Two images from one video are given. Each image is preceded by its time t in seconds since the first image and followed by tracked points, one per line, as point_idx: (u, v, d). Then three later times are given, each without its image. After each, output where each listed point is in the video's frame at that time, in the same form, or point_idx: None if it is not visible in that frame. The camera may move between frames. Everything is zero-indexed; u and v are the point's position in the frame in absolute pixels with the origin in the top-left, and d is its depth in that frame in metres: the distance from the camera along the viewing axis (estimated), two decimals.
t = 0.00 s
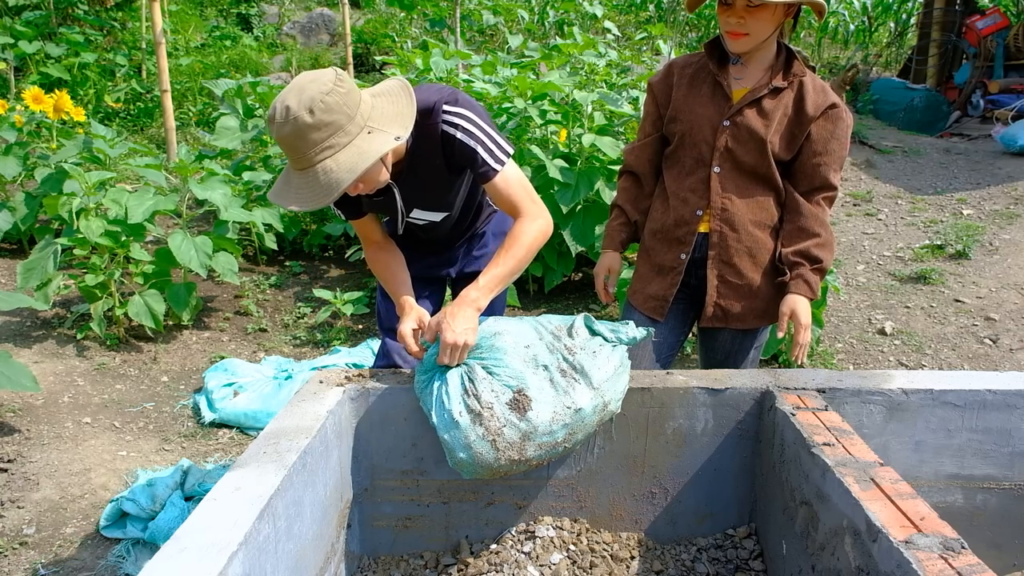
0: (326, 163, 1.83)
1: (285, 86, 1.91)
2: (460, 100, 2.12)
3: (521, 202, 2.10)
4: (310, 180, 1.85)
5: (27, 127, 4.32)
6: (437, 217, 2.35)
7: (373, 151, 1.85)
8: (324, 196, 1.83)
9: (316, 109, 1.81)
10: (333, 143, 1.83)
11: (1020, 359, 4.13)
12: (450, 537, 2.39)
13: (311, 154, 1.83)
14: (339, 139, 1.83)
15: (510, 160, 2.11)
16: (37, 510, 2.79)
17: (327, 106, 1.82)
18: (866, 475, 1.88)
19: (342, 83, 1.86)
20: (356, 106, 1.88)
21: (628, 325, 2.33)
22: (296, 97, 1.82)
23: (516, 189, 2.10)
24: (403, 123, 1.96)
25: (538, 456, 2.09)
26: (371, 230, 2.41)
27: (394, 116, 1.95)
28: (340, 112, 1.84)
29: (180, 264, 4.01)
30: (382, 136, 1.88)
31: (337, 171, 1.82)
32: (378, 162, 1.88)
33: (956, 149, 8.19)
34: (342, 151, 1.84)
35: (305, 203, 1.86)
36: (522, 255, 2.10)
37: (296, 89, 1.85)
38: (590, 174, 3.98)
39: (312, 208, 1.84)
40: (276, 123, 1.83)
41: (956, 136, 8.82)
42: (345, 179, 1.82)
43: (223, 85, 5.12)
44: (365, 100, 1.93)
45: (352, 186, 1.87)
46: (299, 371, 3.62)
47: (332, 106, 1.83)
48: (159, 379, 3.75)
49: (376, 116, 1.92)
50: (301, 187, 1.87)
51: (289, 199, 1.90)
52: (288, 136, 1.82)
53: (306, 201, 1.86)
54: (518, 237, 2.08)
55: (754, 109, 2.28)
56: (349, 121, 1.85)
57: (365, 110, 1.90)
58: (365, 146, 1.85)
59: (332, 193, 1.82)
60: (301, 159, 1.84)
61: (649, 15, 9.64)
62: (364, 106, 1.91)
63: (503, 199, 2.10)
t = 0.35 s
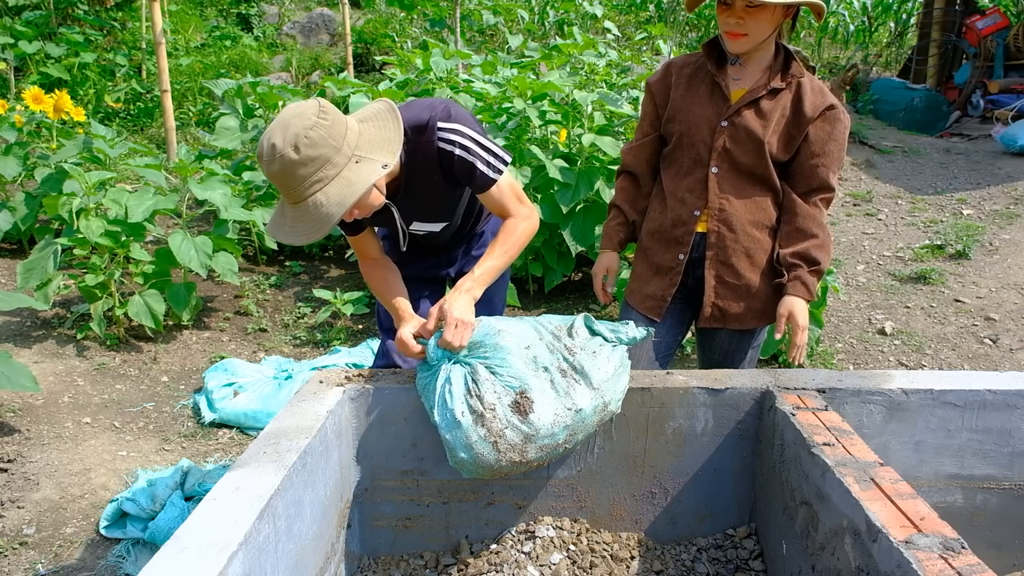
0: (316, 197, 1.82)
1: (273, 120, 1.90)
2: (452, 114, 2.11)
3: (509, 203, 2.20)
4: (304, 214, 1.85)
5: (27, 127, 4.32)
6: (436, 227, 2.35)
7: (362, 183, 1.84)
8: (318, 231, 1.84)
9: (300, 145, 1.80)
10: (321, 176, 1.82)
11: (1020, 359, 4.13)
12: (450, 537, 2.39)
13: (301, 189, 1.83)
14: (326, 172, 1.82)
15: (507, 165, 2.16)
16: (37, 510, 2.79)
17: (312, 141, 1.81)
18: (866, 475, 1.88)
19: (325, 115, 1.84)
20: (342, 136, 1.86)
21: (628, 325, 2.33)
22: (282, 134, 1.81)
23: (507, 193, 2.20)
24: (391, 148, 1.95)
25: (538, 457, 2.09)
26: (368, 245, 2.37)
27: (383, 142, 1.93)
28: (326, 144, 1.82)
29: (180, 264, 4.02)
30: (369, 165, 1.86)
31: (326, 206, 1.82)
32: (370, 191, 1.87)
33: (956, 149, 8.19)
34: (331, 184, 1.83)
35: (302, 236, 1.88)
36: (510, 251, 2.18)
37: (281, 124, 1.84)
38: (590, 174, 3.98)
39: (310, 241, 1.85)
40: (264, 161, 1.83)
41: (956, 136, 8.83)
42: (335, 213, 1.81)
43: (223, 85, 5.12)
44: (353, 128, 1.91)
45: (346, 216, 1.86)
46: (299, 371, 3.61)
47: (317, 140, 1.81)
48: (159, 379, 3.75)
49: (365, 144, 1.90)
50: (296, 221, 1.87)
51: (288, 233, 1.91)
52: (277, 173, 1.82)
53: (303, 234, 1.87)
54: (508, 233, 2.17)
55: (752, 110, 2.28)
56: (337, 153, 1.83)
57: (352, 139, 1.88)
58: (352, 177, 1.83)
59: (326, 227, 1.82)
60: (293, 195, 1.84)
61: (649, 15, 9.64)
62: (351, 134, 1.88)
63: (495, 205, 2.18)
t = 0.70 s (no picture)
0: (324, 209, 1.81)
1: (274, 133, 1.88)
2: (452, 124, 2.13)
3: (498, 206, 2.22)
4: (312, 227, 1.84)
5: (27, 127, 4.31)
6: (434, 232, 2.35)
7: (370, 193, 1.83)
8: (328, 243, 1.83)
9: (306, 157, 1.78)
10: (328, 188, 1.81)
11: (1020, 359, 4.13)
12: (450, 537, 2.39)
13: (308, 203, 1.81)
14: (333, 184, 1.81)
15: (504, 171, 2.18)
16: (37, 510, 2.79)
17: (317, 153, 1.80)
18: (866, 475, 1.88)
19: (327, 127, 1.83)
20: (345, 148, 1.85)
21: (628, 325, 2.33)
22: (286, 147, 1.80)
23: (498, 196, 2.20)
24: (394, 157, 1.94)
25: (538, 458, 2.09)
26: (359, 255, 2.30)
27: (387, 151, 1.93)
28: (331, 156, 1.81)
29: (180, 264, 4.02)
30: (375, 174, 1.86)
31: (336, 218, 1.81)
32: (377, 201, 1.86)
33: (956, 149, 8.19)
34: (339, 196, 1.82)
35: (310, 251, 1.87)
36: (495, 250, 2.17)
37: (284, 138, 1.82)
38: (590, 174, 3.98)
39: (320, 254, 1.85)
40: (269, 176, 1.81)
41: (956, 136, 8.82)
42: (345, 224, 1.81)
43: (223, 85, 5.12)
44: (354, 139, 1.90)
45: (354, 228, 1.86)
46: (300, 371, 3.61)
47: (322, 152, 1.80)
48: (159, 379, 3.75)
49: (368, 154, 1.90)
50: (303, 234, 1.86)
51: (293, 247, 1.90)
52: (283, 188, 1.81)
53: (310, 249, 1.86)
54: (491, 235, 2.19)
55: (750, 109, 2.28)
56: (342, 164, 1.82)
57: (355, 150, 1.87)
58: (360, 187, 1.83)
59: (336, 240, 1.82)
60: (300, 208, 1.83)
61: (649, 15, 9.63)
62: (354, 145, 1.87)
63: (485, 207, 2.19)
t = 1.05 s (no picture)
0: (337, 219, 1.80)
1: (276, 144, 1.84)
2: (453, 133, 2.09)
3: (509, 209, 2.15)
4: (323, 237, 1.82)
5: (27, 127, 4.31)
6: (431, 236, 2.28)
7: (383, 202, 1.83)
8: (342, 252, 1.82)
9: (319, 167, 1.76)
10: (340, 198, 1.80)
11: (1020, 359, 4.13)
12: (450, 537, 2.39)
13: (320, 213, 1.79)
14: (345, 193, 1.80)
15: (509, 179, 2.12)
16: (36, 510, 2.78)
17: (329, 162, 1.77)
18: (866, 475, 1.88)
19: (336, 136, 1.82)
20: (355, 156, 1.83)
21: (628, 325, 2.33)
22: (297, 157, 1.76)
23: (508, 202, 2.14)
24: (403, 163, 1.93)
25: (537, 460, 2.09)
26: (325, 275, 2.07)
27: (394, 159, 1.92)
28: (342, 165, 1.79)
29: (180, 264, 4.02)
30: (386, 182, 1.86)
31: (350, 227, 1.80)
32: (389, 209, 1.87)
33: (956, 149, 8.19)
34: (351, 205, 1.81)
35: (322, 261, 1.85)
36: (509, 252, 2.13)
37: (293, 148, 1.78)
38: (590, 174, 3.98)
39: (334, 263, 1.84)
40: (278, 187, 1.77)
41: (956, 136, 8.83)
42: (361, 233, 1.80)
43: (223, 85, 5.12)
44: (361, 147, 1.88)
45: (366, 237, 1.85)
46: (300, 371, 3.61)
47: (334, 161, 1.78)
48: (159, 379, 3.75)
49: (377, 162, 1.89)
50: (315, 245, 1.84)
51: (302, 258, 1.87)
52: (295, 198, 1.77)
53: (322, 259, 1.85)
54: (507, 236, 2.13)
55: (748, 106, 2.28)
56: (353, 173, 1.81)
57: (364, 159, 1.86)
58: (373, 196, 1.83)
59: (353, 248, 1.81)
60: (311, 218, 1.81)
61: (649, 15, 9.63)
62: (362, 154, 1.87)
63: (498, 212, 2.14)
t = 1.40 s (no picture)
0: (361, 211, 1.78)
1: (292, 140, 1.80)
2: (456, 134, 2.07)
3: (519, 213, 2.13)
4: (345, 231, 1.79)
5: (27, 127, 4.31)
6: (426, 237, 2.27)
7: (406, 194, 1.83)
8: (366, 244, 1.79)
9: (345, 158, 1.74)
10: (364, 190, 1.78)
11: (1020, 359, 4.12)
12: (450, 537, 2.39)
13: (343, 206, 1.77)
14: (369, 186, 1.79)
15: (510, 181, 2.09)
16: (37, 510, 2.79)
17: (354, 154, 1.76)
18: (866, 475, 1.88)
19: (356, 131, 1.81)
20: (374, 150, 1.83)
21: (628, 325, 2.33)
22: (321, 148, 1.74)
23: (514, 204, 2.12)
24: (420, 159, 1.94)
25: (538, 460, 2.10)
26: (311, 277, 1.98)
27: (410, 155, 1.92)
28: (365, 158, 1.79)
29: (180, 264, 4.02)
30: (407, 176, 1.86)
31: (376, 219, 1.79)
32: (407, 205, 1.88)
33: (956, 149, 8.19)
34: (375, 198, 1.80)
35: (335, 259, 1.79)
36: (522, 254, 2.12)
37: (314, 141, 1.76)
38: (590, 174, 3.98)
39: (351, 260, 1.78)
40: (302, 179, 1.73)
41: (956, 136, 8.83)
42: (387, 225, 1.80)
43: (223, 85, 5.12)
44: (378, 144, 1.88)
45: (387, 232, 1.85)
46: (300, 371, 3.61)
47: (359, 153, 1.77)
48: (159, 379, 3.75)
49: (395, 158, 1.89)
50: (335, 239, 1.80)
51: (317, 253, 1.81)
52: (318, 190, 1.73)
53: (336, 256, 1.79)
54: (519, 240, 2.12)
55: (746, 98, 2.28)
56: (375, 166, 1.80)
57: (383, 154, 1.86)
58: (396, 189, 1.83)
59: (379, 240, 1.79)
60: (332, 211, 1.77)
61: (650, 15, 9.63)
62: (380, 149, 1.86)
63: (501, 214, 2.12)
